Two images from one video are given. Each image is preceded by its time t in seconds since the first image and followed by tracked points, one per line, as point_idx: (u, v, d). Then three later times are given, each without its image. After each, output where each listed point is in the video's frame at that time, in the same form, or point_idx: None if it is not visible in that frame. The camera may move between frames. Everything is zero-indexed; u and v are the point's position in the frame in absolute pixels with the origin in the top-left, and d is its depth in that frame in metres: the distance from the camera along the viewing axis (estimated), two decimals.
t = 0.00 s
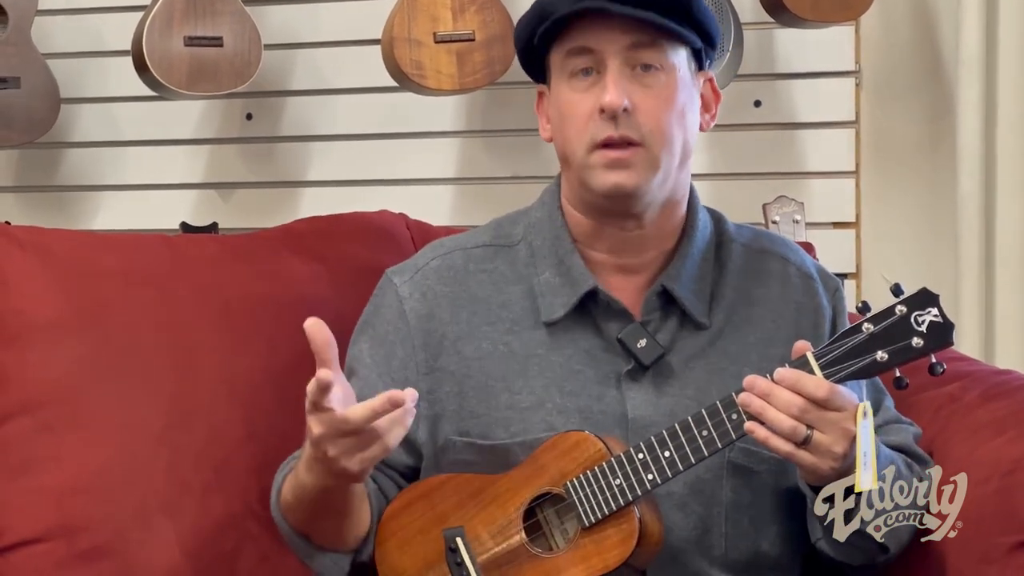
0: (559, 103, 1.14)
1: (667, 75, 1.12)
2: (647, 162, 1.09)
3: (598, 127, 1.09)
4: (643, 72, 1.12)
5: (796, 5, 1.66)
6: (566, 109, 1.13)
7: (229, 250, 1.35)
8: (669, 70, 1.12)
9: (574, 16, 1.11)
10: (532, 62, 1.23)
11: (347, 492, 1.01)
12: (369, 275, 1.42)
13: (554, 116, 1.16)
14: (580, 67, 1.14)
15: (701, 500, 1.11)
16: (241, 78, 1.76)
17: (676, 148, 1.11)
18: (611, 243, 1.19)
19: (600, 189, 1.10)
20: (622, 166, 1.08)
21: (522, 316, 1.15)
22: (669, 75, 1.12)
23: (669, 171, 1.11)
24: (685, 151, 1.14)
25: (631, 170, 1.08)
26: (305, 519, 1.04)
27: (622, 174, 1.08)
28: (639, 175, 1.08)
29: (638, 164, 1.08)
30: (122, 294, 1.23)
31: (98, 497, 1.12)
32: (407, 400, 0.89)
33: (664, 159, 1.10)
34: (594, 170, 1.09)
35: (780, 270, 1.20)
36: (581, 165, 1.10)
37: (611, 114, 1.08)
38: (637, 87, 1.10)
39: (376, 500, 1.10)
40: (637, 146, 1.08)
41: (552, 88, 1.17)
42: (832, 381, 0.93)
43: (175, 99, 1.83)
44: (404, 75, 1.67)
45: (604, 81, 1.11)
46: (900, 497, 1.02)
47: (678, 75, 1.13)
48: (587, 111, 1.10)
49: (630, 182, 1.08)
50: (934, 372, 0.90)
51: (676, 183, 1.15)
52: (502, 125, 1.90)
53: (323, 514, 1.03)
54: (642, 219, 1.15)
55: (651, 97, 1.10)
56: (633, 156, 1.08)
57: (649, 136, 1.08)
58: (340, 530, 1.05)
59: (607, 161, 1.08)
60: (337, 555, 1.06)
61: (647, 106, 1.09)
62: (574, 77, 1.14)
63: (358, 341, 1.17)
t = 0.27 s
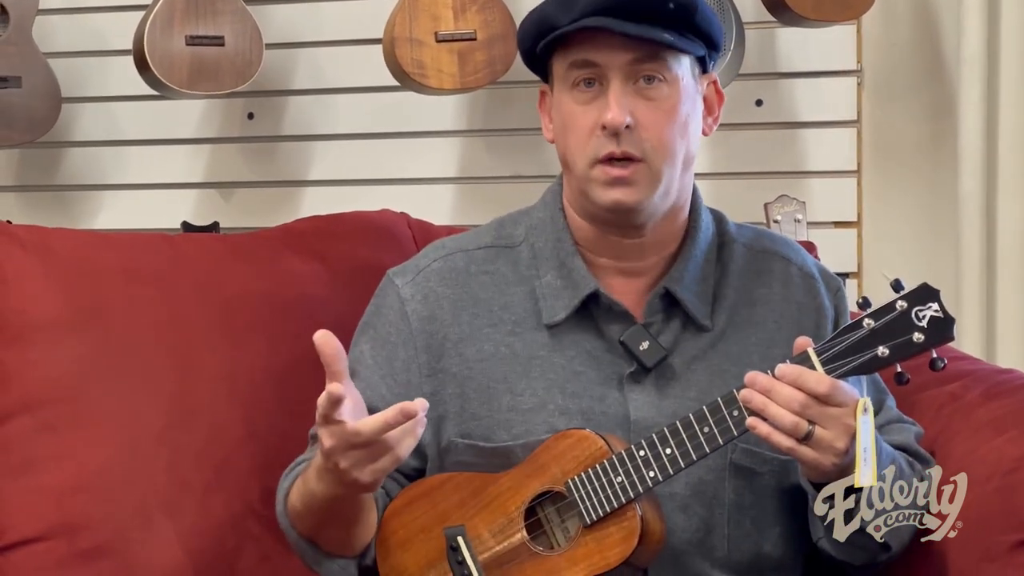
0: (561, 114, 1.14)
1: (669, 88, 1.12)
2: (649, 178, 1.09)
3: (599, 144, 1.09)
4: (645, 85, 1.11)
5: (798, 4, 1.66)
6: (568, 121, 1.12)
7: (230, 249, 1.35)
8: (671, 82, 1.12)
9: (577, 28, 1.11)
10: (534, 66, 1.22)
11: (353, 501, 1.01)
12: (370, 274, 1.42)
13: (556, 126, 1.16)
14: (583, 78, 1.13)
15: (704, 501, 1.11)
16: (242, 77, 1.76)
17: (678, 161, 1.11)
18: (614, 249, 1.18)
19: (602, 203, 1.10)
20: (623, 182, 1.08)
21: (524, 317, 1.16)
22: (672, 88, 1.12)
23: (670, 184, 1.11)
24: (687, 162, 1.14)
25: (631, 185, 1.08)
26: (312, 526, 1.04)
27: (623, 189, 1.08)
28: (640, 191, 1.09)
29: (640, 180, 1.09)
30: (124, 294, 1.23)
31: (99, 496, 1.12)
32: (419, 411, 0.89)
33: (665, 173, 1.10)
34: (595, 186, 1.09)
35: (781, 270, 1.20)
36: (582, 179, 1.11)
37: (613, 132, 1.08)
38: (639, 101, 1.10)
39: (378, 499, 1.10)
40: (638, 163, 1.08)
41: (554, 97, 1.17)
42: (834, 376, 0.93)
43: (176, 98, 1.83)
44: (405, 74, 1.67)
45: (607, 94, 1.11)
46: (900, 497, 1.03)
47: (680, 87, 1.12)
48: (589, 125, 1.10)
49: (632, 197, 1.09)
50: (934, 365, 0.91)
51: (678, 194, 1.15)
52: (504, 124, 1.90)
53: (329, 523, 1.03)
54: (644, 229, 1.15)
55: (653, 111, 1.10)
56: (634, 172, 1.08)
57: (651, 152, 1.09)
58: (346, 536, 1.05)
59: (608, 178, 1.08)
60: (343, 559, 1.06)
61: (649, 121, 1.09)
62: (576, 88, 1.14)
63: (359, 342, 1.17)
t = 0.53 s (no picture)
0: (562, 107, 1.14)
1: (670, 81, 1.12)
2: (650, 168, 1.09)
3: (600, 133, 1.08)
4: (646, 77, 1.12)
5: (800, 7, 1.66)
6: (569, 113, 1.12)
7: (231, 251, 1.35)
8: (673, 75, 1.12)
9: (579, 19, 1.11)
10: (536, 64, 1.22)
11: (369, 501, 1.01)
12: (370, 277, 1.42)
13: (558, 120, 1.16)
14: (585, 71, 1.13)
15: (704, 502, 1.11)
16: (245, 79, 1.77)
17: (678, 153, 1.11)
18: (613, 247, 1.19)
19: (601, 192, 1.10)
20: (624, 171, 1.08)
21: (525, 318, 1.15)
22: (673, 81, 1.12)
23: (671, 176, 1.11)
24: (687, 157, 1.14)
25: (632, 174, 1.08)
26: (323, 522, 1.04)
27: (624, 178, 1.08)
28: (640, 181, 1.08)
29: (641, 170, 1.08)
30: (125, 295, 1.23)
31: (101, 497, 1.12)
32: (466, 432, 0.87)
33: (666, 163, 1.10)
34: (596, 176, 1.09)
35: (781, 273, 1.20)
36: (583, 169, 1.10)
37: (614, 121, 1.07)
38: (640, 93, 1.10)
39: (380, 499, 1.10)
40: (639, 152, 1.08)
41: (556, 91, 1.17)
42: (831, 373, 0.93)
43: (178, 100, 1.83)
44: (408, 76, 1.67)
45: (608, 86, 1.11)
46: (900, 497, 1.02)
47: (681, 81, 1.13)
48: (590, 116, 1.10)
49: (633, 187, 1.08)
50: (932, 361, 0.91)
51: (678, 189, 1.15)
52: (506, 127, 1.90)
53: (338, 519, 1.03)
54: (644, 224, 1.15)
55: (655, 102, 1.10)
56: (635, 161, 1.08)
57: (652, 142, 1.08)
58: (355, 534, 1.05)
59: (609, 167, 1.08)
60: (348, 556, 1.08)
61: (650, 111, 1.09)
62: (577, 82, 1.14)
63: (362, 340, 1.17)
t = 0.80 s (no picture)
0: (562, 112, 1.14)
1: (670, 86, 1.12)
2: (650, 174, 1.09)
3: (600, 138, 1.09)
4: (645, 82, 1.12)
5: (801, 14, 1.66)
6: (569, 118, 1.13)
7: (233, 257, 1.35)
8: (672, 80, 1.12)
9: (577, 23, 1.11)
10: (535, 70, 1.23)
11: (432, 472, 1.03)
12: (370, 283, 1.42)
13: (557, 126, 1.16)
14: (584, 76, 1.13)
15: (699, 508, 1.11)
16: (246, 86, 1.77)
17: (678, 157, 1.12)
18: (615, 254, 1.19)
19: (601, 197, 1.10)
20: (623, 176, 1.08)
21: (525, 321, 1.15)
22: (673, 86, 1.12)
23: (671, 180, 1.11)
24: (687, 161, 1.14)
25: (632, 178, 1.08)
26: (358, 490, 1.04)
27: (624, 183, 1.08)
28: (639, 185, 1.09)
29: (641, 175, 1.09)
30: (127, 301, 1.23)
31: (102, 503, 1.12)
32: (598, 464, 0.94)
33: (666, 168, 1.10)
34: (596, 181, 1.09)
35: (781, 280, 1.20)
36: (583, 174, 1.11)
37: (614, 125, 1.08)
38: (639, 97, 1.10)
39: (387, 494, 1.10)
40: (638, 157, 1.09)
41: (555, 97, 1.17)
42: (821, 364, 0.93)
43: (180, 106, 1.84)
44: (409, 83, 1.67)
45: (607, 90, 1.11)
46: (900, 497, 1.03)
47: (680, 85, 1.13)
48: (590, 120, 1.10)
49: (633, 193, 1.09)
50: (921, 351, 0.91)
51: (679, 194, 1.15)
52: (506, 133, 1.90)
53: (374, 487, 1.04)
54: (644, 230, 1.15)
55: (654, 106, 1.10)
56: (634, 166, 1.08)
57: (652, 148, 1.09)
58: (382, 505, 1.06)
59: (609, 173, 1.08)
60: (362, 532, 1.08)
61: (650, 116, 1.09)
62: (577, 87, 1.14)
63: (364, 335, 1.17)
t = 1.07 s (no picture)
0: (563, 125, 1.14)
1: (672, 98, 1.11)
2: (650, 186, 1.09)
3: (601, 152, 1.08)
4: (647, 95, 1.11)
5: (802, 18, 1.66)
6: (570, 131, 1.12)
7: (234, 262, 1.35)
8: (674, 92, 1.12)
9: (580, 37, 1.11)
10: (536, 81, 1.22)
11: (437, 490, 1.02)
12: (370, 288, 1.42)
13: (558, 137, 1.16)
14: (586, 88, 1.13)
15: (700, 515, 1.11)
16: (247, 90, 1.77)
17: (678, 170, 1.11)
18: (615, 263, 1.19)
19: (602, 211, 1.10)
20: (624, 191, 1.08)
21: (526, 327, 1.15)
22: (674, 99, 1.12)
23: (671, 193, 1.11)
24: (687, 173, 1.14)
25: (632, 192, 1.08)
26: (362, 502, 1.04)
27: (624, 198, 1.08)
28: (640, 199, 1.09)
29: (642, 189, 1.08)
30: (128, 306, 1.23)
31: (102, 509, 1.12)
32: (610, 514, 0.96)
33: (666, 181, 1.10)
34: (597, 195, 1.09)
35: (782, 287, 1.20)
36: (584, 188, 1.10)
37: (615, 140, 1.07)
38: (641, 111, 1.10)
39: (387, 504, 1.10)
40: (639, 171, 1.08)
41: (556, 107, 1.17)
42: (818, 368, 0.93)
43: (180, 111, 1.84)
44: (410, 87, 1.67)
45: (609, 104, 1.11)
46: (900, 497, 1.02)
47: (682, 98, 1.12)
48: (591, 134, 1.10)
49: (633, 206, 1.09)
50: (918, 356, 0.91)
51: (679, 206, 1.15)
52: (507, 138, 1.90)
53: (377, 499, 1.03)
54: (645, 242, 1.15)
55: (656, 120, 1.10)
56: (635, 180, 1.08)
57: (653, 161, 1.08)
58: (384, 515, 1.05)
59: (610, 186, 1.08)
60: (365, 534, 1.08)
61: (651, 130, 1.09)
62: (578, 99, 1.13)
63: (364, 336, 1.17)
